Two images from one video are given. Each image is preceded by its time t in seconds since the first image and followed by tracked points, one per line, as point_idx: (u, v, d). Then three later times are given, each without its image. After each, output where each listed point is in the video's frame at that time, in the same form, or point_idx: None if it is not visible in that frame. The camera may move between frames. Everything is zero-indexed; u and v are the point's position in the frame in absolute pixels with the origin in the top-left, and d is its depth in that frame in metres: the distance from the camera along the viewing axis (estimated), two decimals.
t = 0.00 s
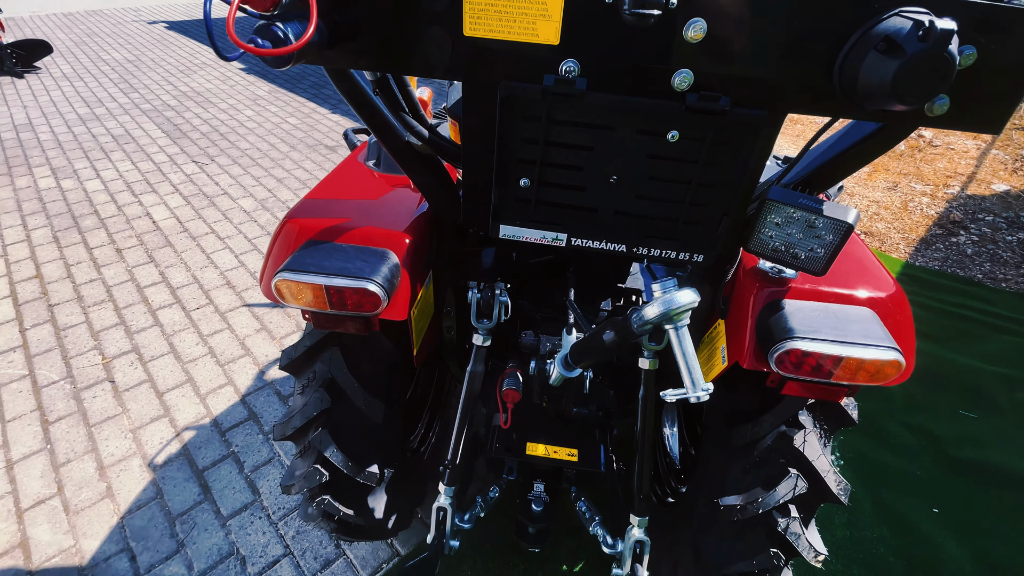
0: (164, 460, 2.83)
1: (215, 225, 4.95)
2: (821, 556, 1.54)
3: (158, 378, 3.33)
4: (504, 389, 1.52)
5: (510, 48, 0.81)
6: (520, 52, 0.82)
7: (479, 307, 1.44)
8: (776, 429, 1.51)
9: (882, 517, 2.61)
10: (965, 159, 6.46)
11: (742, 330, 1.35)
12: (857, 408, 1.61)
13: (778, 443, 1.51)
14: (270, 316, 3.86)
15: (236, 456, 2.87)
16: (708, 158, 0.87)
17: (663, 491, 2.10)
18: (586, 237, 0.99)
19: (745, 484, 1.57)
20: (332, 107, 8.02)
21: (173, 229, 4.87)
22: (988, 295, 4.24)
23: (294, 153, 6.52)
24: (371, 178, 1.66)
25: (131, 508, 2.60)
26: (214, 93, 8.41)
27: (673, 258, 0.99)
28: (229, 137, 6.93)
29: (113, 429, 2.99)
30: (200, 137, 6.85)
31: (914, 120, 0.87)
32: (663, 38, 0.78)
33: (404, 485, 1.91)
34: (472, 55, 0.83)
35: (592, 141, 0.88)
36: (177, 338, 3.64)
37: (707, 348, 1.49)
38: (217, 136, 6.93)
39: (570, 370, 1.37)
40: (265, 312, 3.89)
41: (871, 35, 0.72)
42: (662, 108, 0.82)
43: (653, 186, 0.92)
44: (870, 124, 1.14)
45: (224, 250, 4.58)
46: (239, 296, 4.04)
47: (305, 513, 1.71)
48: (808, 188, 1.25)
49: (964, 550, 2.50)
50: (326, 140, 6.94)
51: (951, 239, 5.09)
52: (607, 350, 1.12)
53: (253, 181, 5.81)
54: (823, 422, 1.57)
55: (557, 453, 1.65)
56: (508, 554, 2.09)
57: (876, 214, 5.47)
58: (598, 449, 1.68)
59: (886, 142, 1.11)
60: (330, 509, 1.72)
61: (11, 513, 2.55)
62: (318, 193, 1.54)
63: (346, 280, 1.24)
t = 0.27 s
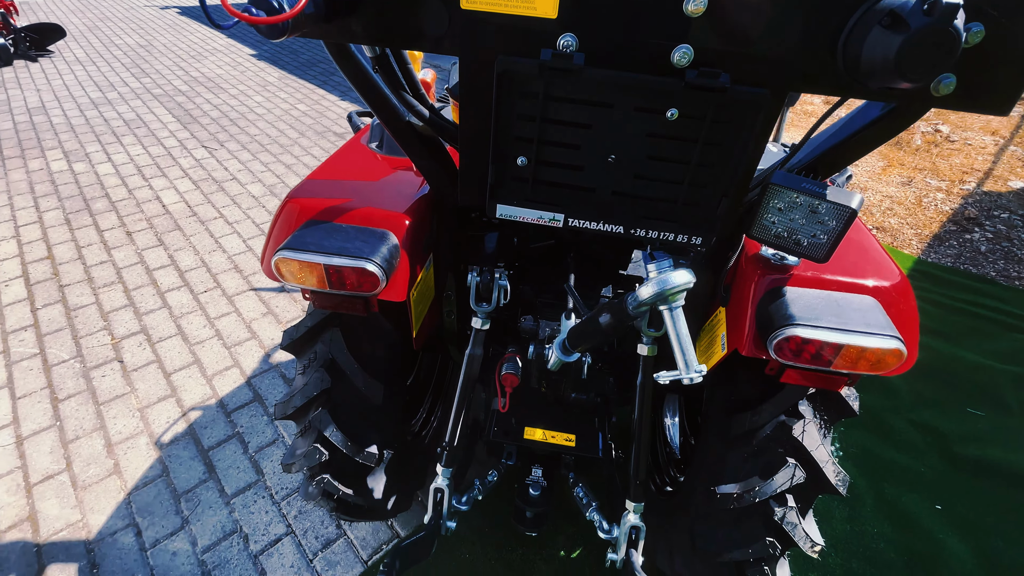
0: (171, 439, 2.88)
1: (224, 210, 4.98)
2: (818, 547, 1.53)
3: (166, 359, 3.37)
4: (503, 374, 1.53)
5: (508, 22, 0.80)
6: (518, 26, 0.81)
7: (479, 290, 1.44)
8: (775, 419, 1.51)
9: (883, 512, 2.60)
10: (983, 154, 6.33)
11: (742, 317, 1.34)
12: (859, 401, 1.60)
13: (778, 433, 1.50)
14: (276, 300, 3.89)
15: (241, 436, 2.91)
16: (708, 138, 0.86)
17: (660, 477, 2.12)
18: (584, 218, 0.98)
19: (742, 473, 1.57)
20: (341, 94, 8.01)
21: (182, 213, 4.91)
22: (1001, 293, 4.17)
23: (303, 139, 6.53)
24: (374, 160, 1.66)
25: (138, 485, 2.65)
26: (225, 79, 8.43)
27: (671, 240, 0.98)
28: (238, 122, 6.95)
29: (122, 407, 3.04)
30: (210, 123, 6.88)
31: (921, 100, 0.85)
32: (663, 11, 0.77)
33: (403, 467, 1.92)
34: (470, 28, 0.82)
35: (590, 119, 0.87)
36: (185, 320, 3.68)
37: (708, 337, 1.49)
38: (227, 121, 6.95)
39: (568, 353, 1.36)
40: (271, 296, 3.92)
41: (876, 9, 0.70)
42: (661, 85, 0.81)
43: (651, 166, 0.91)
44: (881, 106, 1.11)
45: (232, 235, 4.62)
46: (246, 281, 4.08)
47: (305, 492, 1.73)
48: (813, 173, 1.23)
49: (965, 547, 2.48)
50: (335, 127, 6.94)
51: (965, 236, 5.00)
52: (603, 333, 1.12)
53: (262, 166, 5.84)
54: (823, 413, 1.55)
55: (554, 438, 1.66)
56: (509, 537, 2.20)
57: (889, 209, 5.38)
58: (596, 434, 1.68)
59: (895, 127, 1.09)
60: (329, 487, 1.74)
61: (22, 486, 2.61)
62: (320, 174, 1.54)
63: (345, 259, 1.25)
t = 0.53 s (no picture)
0: (179, 419, 2.93)
1: (234, 196, 5.02)
2: (815, 538, 1.53)
3: (175, 341, 3.43)
4: (504, 359, 1.53)
5: None
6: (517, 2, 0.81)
7: (480, 275, 1.47)
8: (775, 409, 1.50)
9: (886, 508, 2.58)
10: (1004, 151, 6.18)
11: (743, 305, 1.33)
12: (861, 393, 1.58)
13: (777, 423, 1.50)
14: (284, 285, 3.93)
15: (248, 418, 2.95)
16: (708, 118, 0.85)
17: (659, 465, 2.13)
18: (583, 200, 0.98)
19: (740, 462, 1.57)
20: (352, 83, 8.01)
21: (193, 198, 4.96)
22: (1016, 292, 4.09)
23: (313, 127, 6.54)
24: (378, 143, 1.66)
25: (146, 463, 2.70)
26: (237, 66, 8.46)
27: (670, 223, 0.98)
28: (250, 109, 6.97)
29: (132, 387, 3.10)
30: (222, 109, 6.91)
31: (929, 82, 0.84)
32: None
33: (404, 450, 1.94)
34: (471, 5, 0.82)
35: (590, 98, 0.87)
36: (195, 304, 3.73)
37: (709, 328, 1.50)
38: (239, 108, 6.98)
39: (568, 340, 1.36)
40: (280, 282, 3.96)
41: None
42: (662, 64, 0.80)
43: (651, 147, 0.90)
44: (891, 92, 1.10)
45: (242, 221, 4.66)
46: (255, 266, 4.12)
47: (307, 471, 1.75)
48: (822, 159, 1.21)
49: (968, 546, 2.46)
50: (346, 115, 6.94)
51: (981, 234, 4.90)
52: (601, 317, 1.12)
53: (272, 153, 5.86)
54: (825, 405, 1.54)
55: (553, 424, 1.67)
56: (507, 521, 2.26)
57: (904, 205, 5.29)
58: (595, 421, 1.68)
59: (903, 113, 1.07)
60: (330, 467, 1.77)
61: (34, 461, 2.67)
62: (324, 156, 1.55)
63: (346, 241, 1.26)
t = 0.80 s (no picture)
0: (191, 397, 3.00)
1: (248, 181, 5.07)
2: (815, 531, 1.50)
3: (188, 322, 3.49)
4: (506, 344, 1.54)
5: None
6: None
7: (484, 259, 1.44)
8: (778, 401, 1.50)
9: (891, 506, 2.55)
10: None
11: (748, 294, 1.32)
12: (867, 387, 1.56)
13: (779, 415, 1.49)
14: (296, 270, 3.97)
15: (257, 398, 3.01)
16: (713, 100, 0.84)
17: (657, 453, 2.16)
18: (585, 182, 0.98)
19: (740, 452, 1.57)
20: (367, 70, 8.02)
21: (208, 182, 5.02)
22: None
23: (327, 114, 6.57)
24: (388, 127, 1.67)
25: (159, 439, 2.77)
26: (253, 52, 8.50)
27: (672, 207, 0.97)
28: (265, 95, 7.02)
29: (146, 365, 3.17)
30: (237, 95, 6.97)
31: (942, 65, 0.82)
32: None
33: (408, 432, 1.97)
34: None
35: (594, 78, 0.86)
36: (208, 286, 3.79)
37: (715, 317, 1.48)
38: (254, 94, 7.03)
39: (570, 325, 1.37)
40: (291, 266, 4.01)
41: None
42: (666, 43, 0.79)
43: (655, 129, 0.90)
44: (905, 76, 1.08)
45: (255, 206, 4.71)
46: (267, 250, 4.17)
47: (312, 450, 1.77)
48: (832, 147, 1.21)
49: (974, 547, 2.43)
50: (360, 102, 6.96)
51: (1003, 233, 4.78)
52: (602, 301, 1.12)
53: (286, 140, 5.90)
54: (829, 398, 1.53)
55: (555, 410, 1.67)
56: (507, 503, 2.32)
57: (924, 203, 5.18)
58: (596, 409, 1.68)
59: (914, 102, 1.06)
60: (335, 446, 1.80)
61: (51, 434, 2.75)
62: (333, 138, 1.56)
63: (351, 221, 1.27)
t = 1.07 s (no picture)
0: (200, 380, 3.05)
1: (260, 169, 5.12)
2: (815, 527, 1.50)
3: (199, 306, 3.55)
4: (508, 333, 1.55)
5: None
6: None
7: (486, 247, 1.44)
8: (780, 396, 1.49)
9: (896, 507, 2.52)
10: None
11: (750, 287, 1.31)
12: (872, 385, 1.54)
13: (781, 410, 1.48)
14: (305, 258, 4.01)
15: (265, 382, 3.05)
16: (714, 85, 0.83)
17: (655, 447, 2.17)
18: (584, 168, 0.97)
19: (741, 446, 1.57)
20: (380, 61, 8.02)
21: (221, 170, 5.07)
22: None
23: (340, 104, 6.59)
24: (393, 114, 1.67)
25: (168, 420, 2.83)
26: (268, 41, 8.54)
27: (672, 194, 0.96)
28: (279, 84, 7.05)
29: (157, 348, 3.23)
30: (252, 83, 7.01)
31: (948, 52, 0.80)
32: None
33: (410, 418, 1.99)
34: None
35: (595, 62, 0.85)
36: (219, 272, 3.84)
37: (717, 309, 1.49)
38: (268, 83, 7.07)
39: (570, 315, 1.39)
40: (301, 254, 4.04)
41: None
42: (668, 27, 0.78)
43: (655, 115, 0.89)
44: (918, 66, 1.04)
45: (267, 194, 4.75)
46: (278, 238, 4.21)
47: (315, 433, 1.80)
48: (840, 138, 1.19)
49: (980, 550, 2.39)
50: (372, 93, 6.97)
51: None
52: (599, 289, 1.12)
53: (299, 128, 5.93)
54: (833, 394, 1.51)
55: (555, 400, 1.68)
56: (505, 491, 2.35)
57: (942, 203, 5.06)
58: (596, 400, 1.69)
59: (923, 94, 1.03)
60: (337, 431, 1.81)
61: (65, 413, 2.81)
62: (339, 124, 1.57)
63: (353, 205, 1.28)
